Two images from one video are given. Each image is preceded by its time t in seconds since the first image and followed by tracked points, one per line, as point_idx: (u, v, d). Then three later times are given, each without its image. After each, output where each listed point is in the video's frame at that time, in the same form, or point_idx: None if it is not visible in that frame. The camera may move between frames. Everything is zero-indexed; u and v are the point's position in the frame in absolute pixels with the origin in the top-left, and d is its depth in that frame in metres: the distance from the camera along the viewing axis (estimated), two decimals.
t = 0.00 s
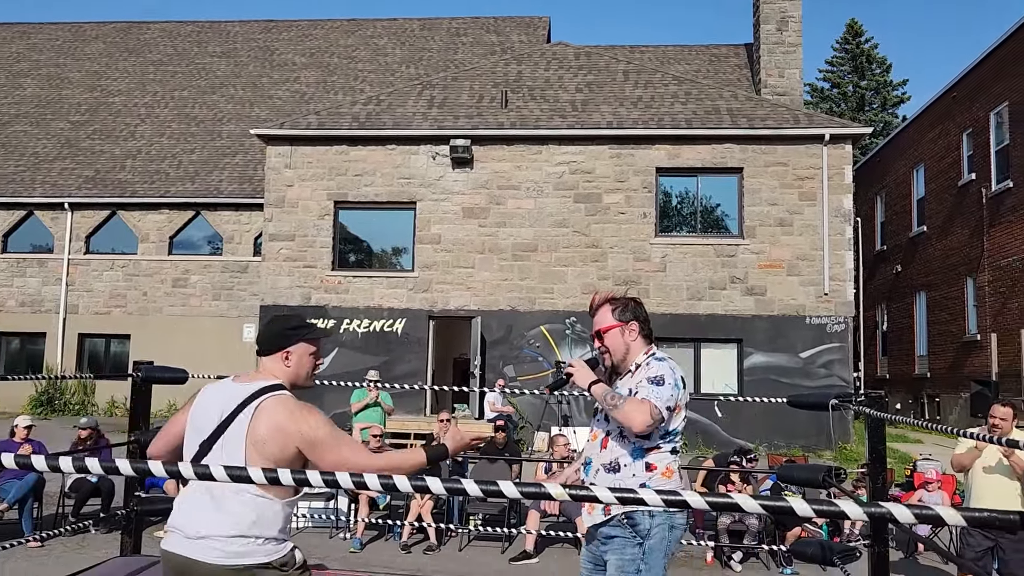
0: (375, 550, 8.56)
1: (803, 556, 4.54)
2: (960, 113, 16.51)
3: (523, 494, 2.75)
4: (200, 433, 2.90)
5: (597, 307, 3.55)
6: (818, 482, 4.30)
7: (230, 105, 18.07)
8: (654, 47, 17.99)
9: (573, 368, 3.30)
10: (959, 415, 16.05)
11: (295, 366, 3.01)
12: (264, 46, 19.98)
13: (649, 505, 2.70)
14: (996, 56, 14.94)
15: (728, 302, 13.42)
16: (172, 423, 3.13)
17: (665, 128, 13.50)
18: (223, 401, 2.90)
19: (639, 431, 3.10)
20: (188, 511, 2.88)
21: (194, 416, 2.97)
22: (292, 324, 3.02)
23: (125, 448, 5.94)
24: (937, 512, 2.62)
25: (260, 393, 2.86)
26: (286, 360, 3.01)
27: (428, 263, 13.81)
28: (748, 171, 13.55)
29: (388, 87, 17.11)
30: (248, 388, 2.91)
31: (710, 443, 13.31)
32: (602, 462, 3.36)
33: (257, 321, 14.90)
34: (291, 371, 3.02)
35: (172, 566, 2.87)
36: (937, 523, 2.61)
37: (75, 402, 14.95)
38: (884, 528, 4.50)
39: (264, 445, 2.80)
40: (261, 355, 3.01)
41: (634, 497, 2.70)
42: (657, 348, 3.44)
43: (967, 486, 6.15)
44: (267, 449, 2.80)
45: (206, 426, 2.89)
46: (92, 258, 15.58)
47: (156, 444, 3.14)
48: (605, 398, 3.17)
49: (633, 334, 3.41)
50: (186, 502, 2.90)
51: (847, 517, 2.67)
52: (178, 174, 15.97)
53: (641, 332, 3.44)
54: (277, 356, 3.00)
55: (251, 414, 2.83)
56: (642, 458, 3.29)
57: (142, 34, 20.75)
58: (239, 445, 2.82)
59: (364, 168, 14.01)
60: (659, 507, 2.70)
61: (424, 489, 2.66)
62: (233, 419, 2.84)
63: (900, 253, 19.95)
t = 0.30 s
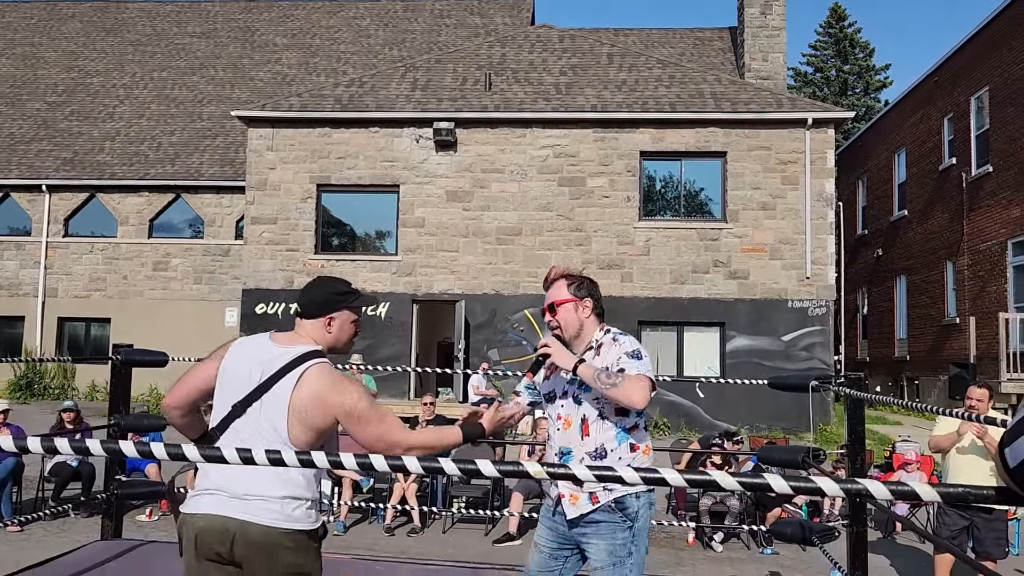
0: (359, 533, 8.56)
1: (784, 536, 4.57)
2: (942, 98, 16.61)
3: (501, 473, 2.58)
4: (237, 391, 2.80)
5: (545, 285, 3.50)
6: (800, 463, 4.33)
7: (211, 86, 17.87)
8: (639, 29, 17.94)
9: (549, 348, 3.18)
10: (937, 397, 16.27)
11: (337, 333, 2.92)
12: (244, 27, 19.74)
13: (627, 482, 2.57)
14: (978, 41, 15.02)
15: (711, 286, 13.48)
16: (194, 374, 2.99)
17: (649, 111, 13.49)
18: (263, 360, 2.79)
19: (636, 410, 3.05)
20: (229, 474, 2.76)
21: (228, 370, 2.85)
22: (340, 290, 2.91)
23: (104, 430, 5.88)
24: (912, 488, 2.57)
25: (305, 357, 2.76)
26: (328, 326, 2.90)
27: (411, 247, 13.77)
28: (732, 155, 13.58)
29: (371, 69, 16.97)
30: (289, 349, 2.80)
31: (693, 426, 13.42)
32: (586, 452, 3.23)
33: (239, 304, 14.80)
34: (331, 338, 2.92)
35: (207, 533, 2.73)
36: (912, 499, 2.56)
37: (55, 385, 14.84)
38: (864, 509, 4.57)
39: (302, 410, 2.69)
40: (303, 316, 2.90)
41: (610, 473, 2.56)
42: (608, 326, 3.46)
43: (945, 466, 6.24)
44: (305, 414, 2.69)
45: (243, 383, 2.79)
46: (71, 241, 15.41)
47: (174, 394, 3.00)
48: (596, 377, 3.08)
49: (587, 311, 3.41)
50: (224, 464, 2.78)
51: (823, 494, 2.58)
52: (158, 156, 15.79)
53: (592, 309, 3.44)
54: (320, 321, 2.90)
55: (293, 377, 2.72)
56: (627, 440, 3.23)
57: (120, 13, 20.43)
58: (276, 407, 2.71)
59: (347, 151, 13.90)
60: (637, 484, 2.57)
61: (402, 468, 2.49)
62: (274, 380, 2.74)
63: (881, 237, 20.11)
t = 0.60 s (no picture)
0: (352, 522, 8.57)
1: (772, 523, 4.61)
2: (933, 88, 16.62)
3: (492, 458, 2.49)
4: (255, 374, 2.77)
5: (515, 269, 3.47)
6: (789, 450, 4.36)
7: (201, 74, 17.77)
8: (632, 18, 17.89)
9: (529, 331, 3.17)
10: (928, 385, 16.36)
11: (361, 318, 2.90)
12: (235, 14, 19.61)
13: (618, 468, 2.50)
14: (970, 30, 15.03)
15: (703, 275, 13.51)
16: (207, 354, 2.95)
17: (642, 99, 13.46)
18: (283, 344, 2.76)
19: (610, 391, 3.17)
20: (252, 463, 2.74)
21: (245, 352, 2.82)
22: (363, 273, 2.87)
23: (95, 419, 5.87)
24: (898, 471, 2.53)
25: (329, 342, 2.73)
26: (353, 310, 2.88)
27: (404, 236, 13.75)
28: (724, 144, 13.58)
29: (362, 57, 16.90)
30: (309, 334, 2.77)
31: (684, 414, 13.43)
32: (556, 434, 3.31)
33: (231, 294, 14.77)
34: (354, 323, 2.90)
35: (233, 526, 2.71)
36: (898, 483, 2.53)
37: (46, 375, 14.81)
38: (853, 496, 4.61)
39: (324, 395, 2.69)
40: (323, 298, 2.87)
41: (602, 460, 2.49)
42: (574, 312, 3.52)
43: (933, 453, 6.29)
44: (327, 399, 2.69)
45: (262, 366, 2.76)
46: (61, 230, 15.34)
47: (185, 373, 2.95)
48: (577, 357, 3.15)
49: (557, 297, 3.44)
50: (246, 456, 2.75)
51: (810, 479, 2.56)
52: (149, 144, 15.71)
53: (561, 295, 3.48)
54: (344, 305, 2.87)
55: (314, 363, 2.70)
56: (594, 422, 3.35)
57: None
58: (295, 392, 2.70)
59: (338, 140, 13.85)
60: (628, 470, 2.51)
61: (393, 454, 2.44)
62: (294, 365, 2.71)
63: (873, 227, 20.17)
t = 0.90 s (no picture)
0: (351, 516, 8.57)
1: (772, 516, 4.61)
2: (933, 81, 16.59)
3: (495, 452, 2.36)
4: (314, 370, 2.66)
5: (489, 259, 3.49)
6: (789, 443, 4.36)
7: (200, 68, 17.74)
8: (631, 11, 17.86)
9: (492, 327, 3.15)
10: (926, 378, 16.38)
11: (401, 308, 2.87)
12: (233, 8, 19.57)
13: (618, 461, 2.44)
14: (970, 23, 14.99)
15: (702, 269, 13.51)
16: (248, 353, 2.72)
17: (641, 92, 13.44)
18: (341, 337, 2.68)
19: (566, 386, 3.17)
20: (325, 465, 2.61)
21: (301, 348, 2.68)
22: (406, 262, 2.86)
23: (95, 412, 5.86)
24: (899, 464, 2.53)
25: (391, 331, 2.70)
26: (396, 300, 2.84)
27: (403, 230, 13.74)
28: (723, 137, 13.57)
29: (361, 50, 16.87)
30: (366, 324, 2.72)
31: (683, 408, 13.46)
32: (519, 421, 3.32)
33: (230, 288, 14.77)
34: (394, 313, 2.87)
35: (298, 528, 2.57)
36: (898, 475, 2.52)
37: (45, 369, 14.82)
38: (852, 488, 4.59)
39: (394, 384, 2.66)
40: (366, 288, 2.80)
41: (602, 453, 2.41)
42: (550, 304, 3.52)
43: (931, 446, 6.31)
44: (396, 389, 2.66)
45: (324, 361, 2.65)
46: (60, 224, 15.33)
47: (227, 375, 2.69)
48: (532, 356, 3.13)
49: (533, 288, 3.47)
50: (317, 454, 2.62)
51: (811, 471, 2.56)
52: (147, 138, 15.69)
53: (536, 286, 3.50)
54: (388, 294, 2.83)
55: (381, 352, 2.66)
56: (558, 410, 3.33)
57: None
58: (364, 385, 2.63)
59: (337, 133, 13.84)
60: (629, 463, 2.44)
61: (395, 448, 2.33)
62: (360, 355, 2.65)
63: (872, 220, 20.17)
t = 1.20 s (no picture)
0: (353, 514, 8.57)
1: (774, 514, 4.61)
2: (936, 79, 16.55)
3: (496, 449, 2.35)
4: (391, 365, 2.63)
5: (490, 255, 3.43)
6: (790, 441, 4.37)
7: (202, 66, 17.76)
8: (633, 10, 17.84)
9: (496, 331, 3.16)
10: (928, 377, 16.36)
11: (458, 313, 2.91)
12: (235, 6, 19.57)
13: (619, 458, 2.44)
14: (973, 21, 14.96)
15: (704, 268, 13.51)
16: (328, 344, 2.61)
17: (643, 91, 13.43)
18: (415, 334, 2.68)
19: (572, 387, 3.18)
20: (405, 459, 2.58)
21: (383, 342, 2.63)
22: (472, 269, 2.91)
23: (97, 410, 5.86)
24: (901, 461, 2.53)
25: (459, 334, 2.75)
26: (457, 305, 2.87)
27: (405, 228, 13.75)
28: (725, 136, 13.56)
29: (363, 49, 16.87)
30: (435, 323, 2.74)
31: (684, 407, 13.46)
32: (512, 418, 3.33)
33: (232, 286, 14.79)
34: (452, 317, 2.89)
35: (375, 522, 2.52)
36: (900, 473, 2.53)
37: (48, 367, 14.85)
38: (853, 487, 4.59)
39: (462, 383, 2.70)
40: (434, 288, 2.81)
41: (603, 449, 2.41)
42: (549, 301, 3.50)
43: (934, 445, 6.30)
44: (462, 389, 2.70)
45: (401, 358, 2.63)
46: (62, 223, 15.34)
47: (309, 365, 2.57)
48: (538, 358, 3.14)
49: (535, 285, 3.43)
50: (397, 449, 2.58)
51: (812, 468, 2.56)
52: (149, 137, 15.71)
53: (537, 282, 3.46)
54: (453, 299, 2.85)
55: (453, 353, 2.69)
56: (552, 410, 3.33)
57: None
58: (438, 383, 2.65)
59: (339, 132, 13.84)
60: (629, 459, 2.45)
61: (396, 444, 2.35)
62: (435, 353, 2.67)
63: (874, 219, 20.16)
